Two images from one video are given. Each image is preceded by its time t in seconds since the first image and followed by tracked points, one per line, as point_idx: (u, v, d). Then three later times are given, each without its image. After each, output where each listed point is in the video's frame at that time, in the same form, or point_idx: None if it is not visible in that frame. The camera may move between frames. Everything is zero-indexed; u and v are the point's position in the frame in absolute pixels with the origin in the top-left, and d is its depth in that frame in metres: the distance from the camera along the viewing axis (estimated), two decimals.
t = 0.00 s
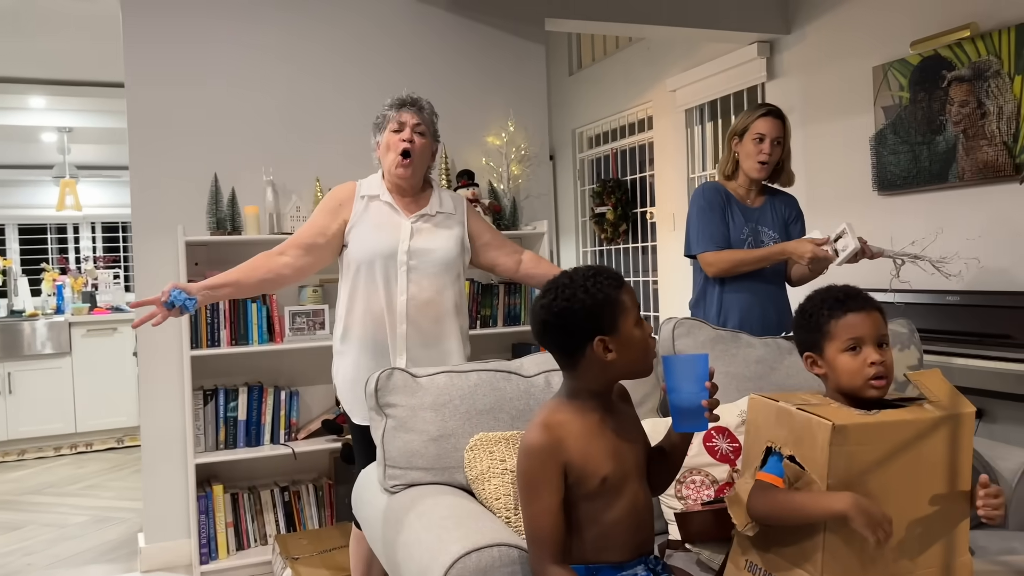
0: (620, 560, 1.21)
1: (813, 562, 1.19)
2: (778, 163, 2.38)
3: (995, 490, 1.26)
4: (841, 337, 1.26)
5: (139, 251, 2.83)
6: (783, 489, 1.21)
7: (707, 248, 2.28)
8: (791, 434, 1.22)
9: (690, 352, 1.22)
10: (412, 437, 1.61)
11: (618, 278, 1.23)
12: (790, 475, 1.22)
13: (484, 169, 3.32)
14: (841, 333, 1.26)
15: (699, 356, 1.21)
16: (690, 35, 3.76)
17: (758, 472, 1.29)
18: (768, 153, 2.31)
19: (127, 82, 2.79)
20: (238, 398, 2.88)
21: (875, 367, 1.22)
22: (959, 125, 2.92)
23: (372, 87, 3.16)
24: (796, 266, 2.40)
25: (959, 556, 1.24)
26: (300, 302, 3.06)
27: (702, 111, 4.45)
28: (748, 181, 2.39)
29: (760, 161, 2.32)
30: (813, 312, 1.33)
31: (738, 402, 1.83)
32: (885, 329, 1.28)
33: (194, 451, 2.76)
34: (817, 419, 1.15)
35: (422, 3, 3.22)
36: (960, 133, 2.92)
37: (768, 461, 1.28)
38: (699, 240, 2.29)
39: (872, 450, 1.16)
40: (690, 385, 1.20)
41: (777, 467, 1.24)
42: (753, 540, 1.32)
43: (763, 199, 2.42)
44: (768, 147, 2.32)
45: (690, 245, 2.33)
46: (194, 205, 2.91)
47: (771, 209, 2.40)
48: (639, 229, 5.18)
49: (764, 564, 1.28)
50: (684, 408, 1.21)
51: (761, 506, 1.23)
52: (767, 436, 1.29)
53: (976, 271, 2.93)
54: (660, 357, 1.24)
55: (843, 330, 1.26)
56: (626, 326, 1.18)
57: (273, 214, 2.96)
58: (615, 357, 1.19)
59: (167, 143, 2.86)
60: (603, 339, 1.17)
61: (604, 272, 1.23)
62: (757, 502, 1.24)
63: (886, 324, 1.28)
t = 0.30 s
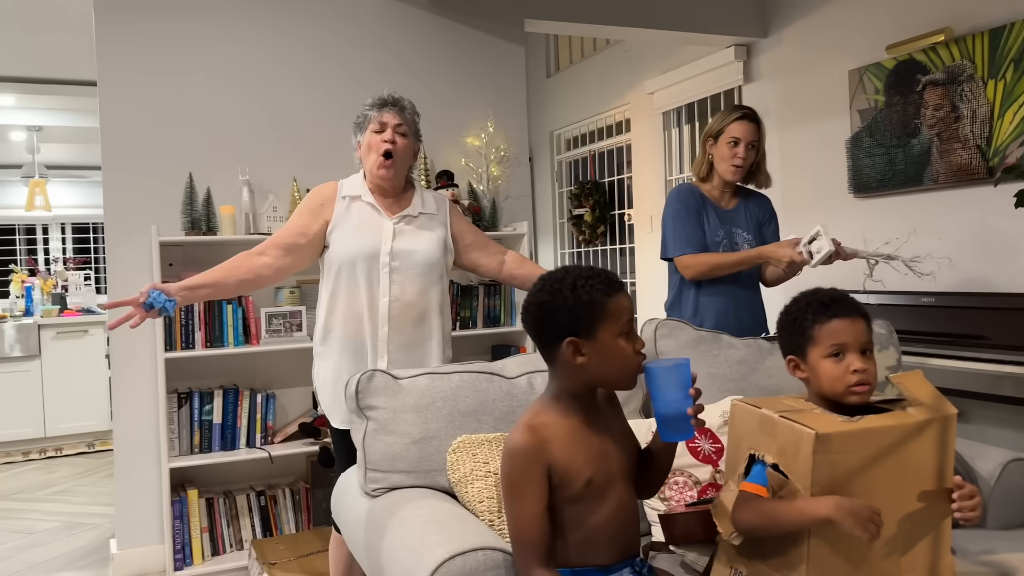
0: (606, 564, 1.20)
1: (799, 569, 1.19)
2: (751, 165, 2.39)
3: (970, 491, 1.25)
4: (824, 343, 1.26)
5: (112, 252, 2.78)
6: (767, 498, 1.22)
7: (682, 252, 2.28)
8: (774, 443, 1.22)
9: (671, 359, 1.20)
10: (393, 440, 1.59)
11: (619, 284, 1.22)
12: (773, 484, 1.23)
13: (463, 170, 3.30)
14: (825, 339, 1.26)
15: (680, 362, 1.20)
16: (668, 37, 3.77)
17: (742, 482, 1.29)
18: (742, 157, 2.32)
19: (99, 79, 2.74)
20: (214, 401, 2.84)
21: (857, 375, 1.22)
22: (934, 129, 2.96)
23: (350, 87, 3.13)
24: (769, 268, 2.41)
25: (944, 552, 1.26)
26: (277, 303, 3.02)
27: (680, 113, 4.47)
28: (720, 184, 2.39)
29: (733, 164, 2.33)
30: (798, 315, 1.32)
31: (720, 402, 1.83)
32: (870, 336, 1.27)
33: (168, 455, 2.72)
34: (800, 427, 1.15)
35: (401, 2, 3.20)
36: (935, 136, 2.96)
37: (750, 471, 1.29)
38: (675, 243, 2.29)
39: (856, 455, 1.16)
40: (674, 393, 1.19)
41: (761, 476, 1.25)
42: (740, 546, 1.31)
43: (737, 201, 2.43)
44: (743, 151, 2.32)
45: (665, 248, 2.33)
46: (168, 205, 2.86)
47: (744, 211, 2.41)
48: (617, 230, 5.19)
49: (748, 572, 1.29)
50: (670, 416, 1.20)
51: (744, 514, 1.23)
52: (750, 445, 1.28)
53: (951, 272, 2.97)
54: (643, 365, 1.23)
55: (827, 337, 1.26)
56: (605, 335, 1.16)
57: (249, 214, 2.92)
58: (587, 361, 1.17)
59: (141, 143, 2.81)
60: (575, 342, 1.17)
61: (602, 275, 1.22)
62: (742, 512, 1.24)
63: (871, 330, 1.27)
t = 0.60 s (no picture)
0: (602, 566, 1.18)
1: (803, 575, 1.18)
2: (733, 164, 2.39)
3: (966, 491, 1.24)
4: (823, 345, 1.25)
5: (91, 252, 2.72)
6: (769, 505, 1.19)
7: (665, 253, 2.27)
8: (774, 448, 1.21)
9: (662, 361, 1.18)
10: (383, 442, 1.56)
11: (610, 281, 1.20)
12: (774, 491, 1.20)
13: (449, 169, 3.27)
14: (824, 342, 1.25)
15: (671, 364, 1.18)
16: (654, 38, 3.77)
17: (742, 488, 1.28)
18: (724, 156, 2.30)
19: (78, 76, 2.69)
20: (196, 404, 2.79)
21: (855, 378, 1.21)
22: (918, 130, 2.96)
23: (334, 85, 3.10)
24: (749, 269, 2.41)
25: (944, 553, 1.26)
26: (260, 304, 2.97)
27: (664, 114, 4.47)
28: (701, 183, 2.38)
29: (715, 163, 2.31)
30: (795, 316, 1.31)
31: (712, 402, 1.82)
32: (869, 339, 1.26)
33: (150, 459, 2.67)
34: (801, 432, 1.14)
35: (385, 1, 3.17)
36: (920, 136, 2.96)
37: (751, 477, 1.26)
38: (657, 245, 2.27)
39: (857, 459, 1.15)
40: (666, 397, 1.18)
41: (762, 483, 1.22)
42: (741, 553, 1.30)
43: (718, 200, 2.42)
44: (724, 150, 2.31)
45: (648, 249, 2.31)
46: (149, 205, 2.81)
47: (726, 210, 2.40)
48: (602, 231, 5.18)
49: None
50: (664, 422, 1.18)
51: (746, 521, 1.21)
52: (749, 450, 1.27)
53: (934, 272, 2.98)
54: (632, 370, 1.21)
55: (826, 339, 1.25)
56: (589, 334, 1.14)
57: (232, 214, 2.88)
58: (571, 358, 1.16)
59: (121, 140, 2.76)
60: (557, 337, 1.16)
61: (595, 272, 1.20)
62: (744, 520, 1.21)
63: (869, 333, 1.26)
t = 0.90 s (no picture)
0: (601, 566, 1.15)
1: None
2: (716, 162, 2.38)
3: (966, 492, 1.23)
4: (824, 347, 1.23)
5: (71, 252, 2.66)
6: (771, 508, 1.17)
7: (651, 254, 2.23)
8: (776, 449, 1.19)
9: (652, 354, 1.16)
10: (376, 445, 1.53)
11: (600, 275, 1.17)
12: (776, 493, 1.18)
13: (436, 168, 3.23)
14: (825, 344, 1.23)
15: (661, 356, 1.16)
16: (640, 37, 3.76)
17: (744, 490, 1.25)
18: (706, 153, 2.30)
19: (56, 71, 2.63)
20: (179, 407, 2.74)
21: (856, 382, 1.20)
22: (905, 128, 2.98)
23: (320, 82, 3.06)
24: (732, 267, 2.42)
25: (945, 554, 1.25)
26: (244, 305, 2.92)
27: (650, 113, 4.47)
28: (684, 181, 2.37)
29: (697, 160, 2.31)
30: (797, 316, 1.30)
31: (707, 402, 1.81)
32: (871, 341, 1.25)
33: (132, 463, 2.62)
34: (803, 433, 1.12)
35: None
36: (906, 135, 2.98)
37: (751, 478, 1.24)
38: (645, 245, 2.24)
39: (861, 459, 1.14)
40: (660, 389, 1.15)
41: (763, 484, 1.20)
42: (741, 556, 1.28)
43: (699, 199, 2.41)
44: (707, 148, 2.30)
45: (633, 250, 2.28)
46: (130, 204, 2.76)
47: (708, 208, 2.40)
48: (587, 231, 5.17)
49: None
50: (661, 415, 1.15)
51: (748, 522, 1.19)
52: (751, 451, 1.25)
53: (921, 271, 2.99)
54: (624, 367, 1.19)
55: (828, 342, 1.23)
56: (575, 326, 1.12)
57: (215, 213, 2.83)
58: (558, 351, 1.14)
59: (101, 138, 2.71)
60: (544, 329, 1.14)
61: (587, 266, 1.18)
62: (745, 523, 1.19)
63: (872, 336, 1.25)
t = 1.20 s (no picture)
0: (597, 563, 1.12)
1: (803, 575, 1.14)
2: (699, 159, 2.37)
3: (960, 488, 1.21)
4: (828, 351, 1.22)
5: (55, 251, 2.62)
6: (769, 504, 1.15)
7: (639, 253, 2.22)
8: (773, 444, 1.17)
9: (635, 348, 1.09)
10: (368, 444, 1.50)
11: (588, 271, 1.15)
12: (774, 488, 1.16)
13: (425, 165, 3.20)
14: (830, 347, 1.22)
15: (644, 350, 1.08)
16: (630, 35, 3.75)
17: (741, 486, 1.24)
18: (692, 151, 2.29)
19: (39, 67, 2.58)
20: (165, 408, 2.70)
21: (857, 387, 1.19)
22: (895, 125, 2.98)
23: (308, 79, 3.02)
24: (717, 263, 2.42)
25: (942, 549, 1.24)
26: (230, 304, 2.88)
27: (639, 111, 4.46)
28: (667, 177, 2.36)
29: (682, 157, 2.29)
30: (802, 316, 1.28)
31: (701, 399, 1.78)
32: (876, 345, 1.24)
33: (117, 465, 2.58)
34: (801, 428, 1.10)
35: None
36: (897, 133, 2.98)
37: (749, 474, 1.22)
38: (634, 243, 2.22)
39: (861, 454, 1.12)
40: (643, 384, 1.07)
41: (762, 480, 1.18)
42: (738, 554, 1.27)
43: (682, 195, 2.40)
44: (693, 145, 2.29)
45: (621, 249, 2.26)
46: (114, 202, 2.71)
47: (692, 204, 2.40)
48: (577, 229, 5.16)
49: None
50: (646, 410, 1.07)
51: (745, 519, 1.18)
52: (746, 447, 1.23)
53: (911, 268, 2.99)
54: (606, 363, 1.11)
55: (833, 345, 1.22)
56: (554, 323, 1.11)
57: (201, 211, 2.79)
58: (540, 347, 1.13)
59: (85, 135, 2.66)
60: (525, 324, 1.14)
61: (575, 262, 1.16)
62: (742, 520, 1.17)
63: (876, 340, 1.24)
